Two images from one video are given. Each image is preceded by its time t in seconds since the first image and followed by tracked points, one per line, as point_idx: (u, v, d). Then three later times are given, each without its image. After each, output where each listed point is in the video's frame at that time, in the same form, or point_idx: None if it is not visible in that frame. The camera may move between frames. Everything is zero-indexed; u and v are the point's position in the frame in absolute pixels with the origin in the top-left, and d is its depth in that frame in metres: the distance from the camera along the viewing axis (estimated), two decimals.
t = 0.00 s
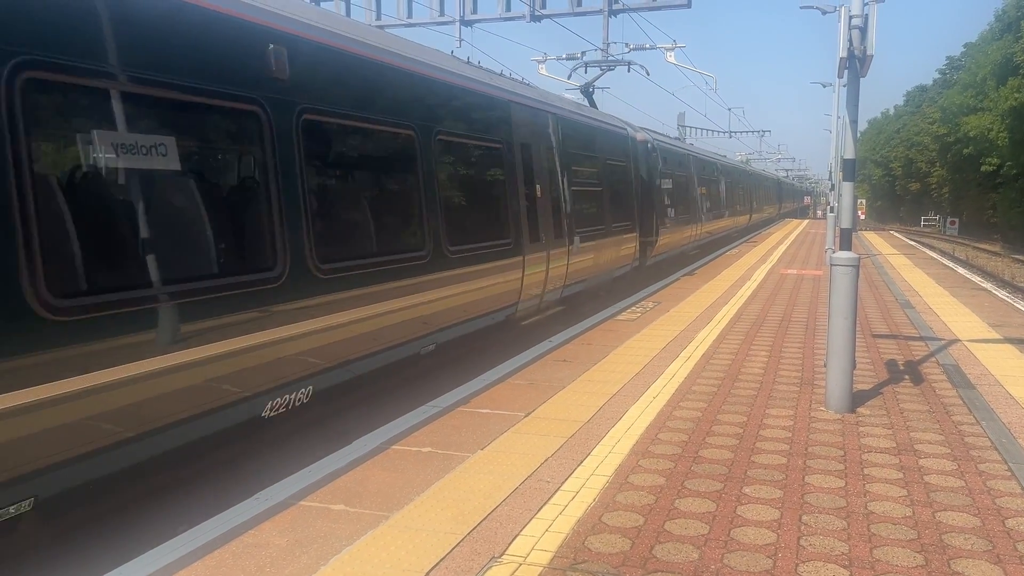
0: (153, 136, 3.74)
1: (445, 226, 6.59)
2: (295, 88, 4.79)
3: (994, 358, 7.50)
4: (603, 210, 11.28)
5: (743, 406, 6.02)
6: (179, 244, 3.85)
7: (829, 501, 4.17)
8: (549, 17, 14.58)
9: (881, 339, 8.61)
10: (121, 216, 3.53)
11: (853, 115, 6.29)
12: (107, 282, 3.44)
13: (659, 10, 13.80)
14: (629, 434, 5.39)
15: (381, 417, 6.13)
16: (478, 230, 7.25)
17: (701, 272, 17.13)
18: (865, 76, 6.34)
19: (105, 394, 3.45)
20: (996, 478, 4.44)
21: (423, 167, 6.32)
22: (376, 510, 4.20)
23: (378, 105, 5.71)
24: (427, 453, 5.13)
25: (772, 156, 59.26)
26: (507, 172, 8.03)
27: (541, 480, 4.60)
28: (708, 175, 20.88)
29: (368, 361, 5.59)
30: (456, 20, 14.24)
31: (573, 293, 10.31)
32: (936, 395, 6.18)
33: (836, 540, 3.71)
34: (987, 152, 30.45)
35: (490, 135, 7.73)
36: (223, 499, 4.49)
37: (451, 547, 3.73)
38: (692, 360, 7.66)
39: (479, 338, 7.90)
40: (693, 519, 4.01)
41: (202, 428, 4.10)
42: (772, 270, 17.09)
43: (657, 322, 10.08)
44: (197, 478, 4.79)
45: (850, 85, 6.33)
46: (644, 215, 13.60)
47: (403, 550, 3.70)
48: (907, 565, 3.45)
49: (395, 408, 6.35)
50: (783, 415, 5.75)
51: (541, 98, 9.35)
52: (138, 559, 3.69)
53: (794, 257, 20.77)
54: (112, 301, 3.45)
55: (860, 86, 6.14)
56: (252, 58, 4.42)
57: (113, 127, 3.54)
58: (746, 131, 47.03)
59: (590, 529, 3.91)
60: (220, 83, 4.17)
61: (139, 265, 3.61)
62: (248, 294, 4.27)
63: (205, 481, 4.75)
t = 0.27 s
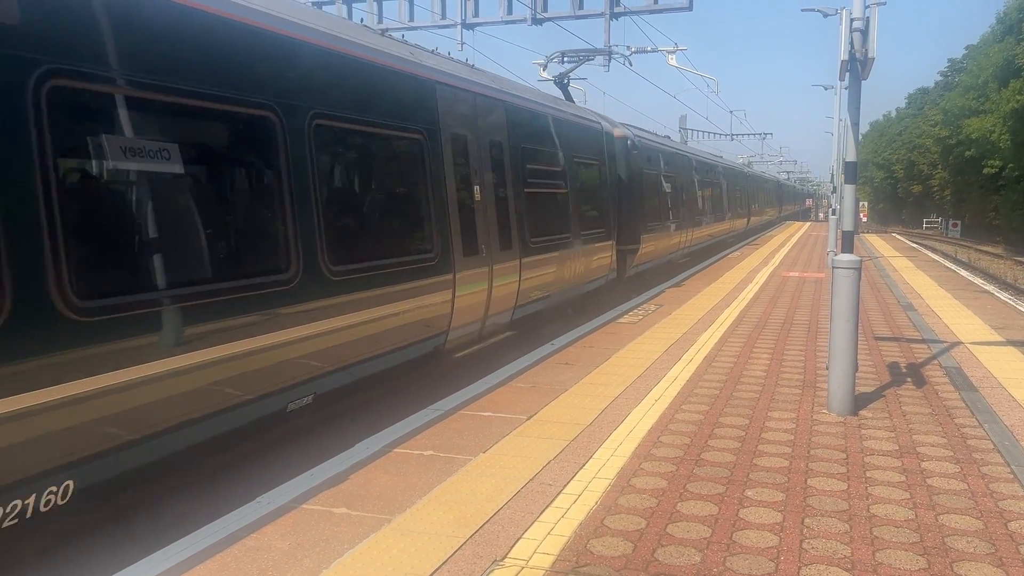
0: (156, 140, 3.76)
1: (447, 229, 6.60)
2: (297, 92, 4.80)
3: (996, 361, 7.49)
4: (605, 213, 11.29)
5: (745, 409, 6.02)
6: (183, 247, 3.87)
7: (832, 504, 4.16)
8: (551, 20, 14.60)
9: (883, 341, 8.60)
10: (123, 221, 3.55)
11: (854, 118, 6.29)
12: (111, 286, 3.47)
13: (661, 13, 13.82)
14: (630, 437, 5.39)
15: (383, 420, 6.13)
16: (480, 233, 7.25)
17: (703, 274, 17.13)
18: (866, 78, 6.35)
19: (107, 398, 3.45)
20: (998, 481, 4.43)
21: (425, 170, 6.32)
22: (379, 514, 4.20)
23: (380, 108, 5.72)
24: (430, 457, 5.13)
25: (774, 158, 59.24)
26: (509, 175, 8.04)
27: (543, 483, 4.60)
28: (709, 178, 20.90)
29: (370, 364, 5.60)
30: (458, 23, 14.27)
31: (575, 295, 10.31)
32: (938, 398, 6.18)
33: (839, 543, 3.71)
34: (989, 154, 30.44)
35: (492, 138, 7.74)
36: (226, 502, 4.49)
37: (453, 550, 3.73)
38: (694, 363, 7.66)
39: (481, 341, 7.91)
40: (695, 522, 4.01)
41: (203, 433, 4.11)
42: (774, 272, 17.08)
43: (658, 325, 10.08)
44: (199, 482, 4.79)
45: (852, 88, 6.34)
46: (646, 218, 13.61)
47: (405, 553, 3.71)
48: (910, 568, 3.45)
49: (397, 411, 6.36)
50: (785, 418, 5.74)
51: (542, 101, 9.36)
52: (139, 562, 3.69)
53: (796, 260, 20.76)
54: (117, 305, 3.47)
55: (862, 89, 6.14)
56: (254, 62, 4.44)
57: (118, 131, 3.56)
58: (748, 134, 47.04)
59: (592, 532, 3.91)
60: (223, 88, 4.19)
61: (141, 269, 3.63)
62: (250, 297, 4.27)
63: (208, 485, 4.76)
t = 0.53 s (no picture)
0: (156, 142, 3.76)
1: (448, 231, 6.60)
2: (298, 93, 4.80)
3: (998, 362, 7.48)
4: (606, 215, 11.29)
5: (747, 410, 6.01)
6: (181, 249, 3.88)
7: (833, 506, 4.16)
8: (552, 22, 14.60)
9: (885, 343, 8.59)
10: (122, 223, 3.56)
11: (855, 119, 6.29)
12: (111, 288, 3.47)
13: (662, 15, 13.83)
14: (632, 439, 5.39)
15: (385, 422, 6.13)
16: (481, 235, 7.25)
17: (704, 276, 17.13)
18: (867, 80, 6.35)
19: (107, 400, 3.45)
20: (1000, 482, 4.42)
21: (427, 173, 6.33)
22: (380, 515, 4.20)
23: (381, 110, 5.73)
24: (431, 458, 5.13)
25: (775, 160, 59.22)
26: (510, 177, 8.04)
27: (544, 485, 4.60)
28: (711, 179, 20.91)
29: (371, 366, 5.59)
30: (459, 25, 14.28)
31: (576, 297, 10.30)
32: (940, 399, 6.17)
33: (840, 545, 3.70)
34: (990, 155, 30.43)
35: (493, 140, 7.74)
36: (227, 504, 4.49)
37: (454, 552, 3.73)
38: (695, 365, 7.66)
39: (483, 343, 7.91)
40: (696, 524, 4.00)
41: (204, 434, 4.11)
42: (775, 274, 17.07)
43: (660, 327, 10.07)
44: (200, 484, 4.79)
45: (853, 89, 6.34)
46: (647, 219, 13.61)
47: (406, 555, 3.71)
48: (912, 570, 3.44)
49: (399, 413, 6.36)
50: (787, 419, 5.74)
51: (544, 103, 9.37)
52: (140, 564, 3.69)
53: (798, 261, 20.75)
54: (117, 308, 3.47)
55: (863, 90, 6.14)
56: (255, 63, 4.44)
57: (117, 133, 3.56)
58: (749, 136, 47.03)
59: (593, 534, 3.91)
60: (224, 89, 4.20)
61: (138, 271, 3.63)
62: (251, 299, 4.27)
63: (209, 487, 4.75)
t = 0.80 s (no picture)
0: (160, 142, 3.74)
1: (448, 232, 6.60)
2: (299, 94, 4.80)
3: (999, 363, 7.47)
4: (607, 215, 11.30)
5: (747, 411, 6.01)
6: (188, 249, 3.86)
7: (833, 506, 4.15)
8: (553, 23, 14.61)
9: (886, 343, 8.58)
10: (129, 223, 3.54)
11: (856, 119, 6.29)
12: (117, 288, 3.44)
13: (663, 16, 13.83)
14: (632, 439, 5.39)
15: (385, 423, 6.13)
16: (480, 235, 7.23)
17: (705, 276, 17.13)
18: (868, 80, 6.34)
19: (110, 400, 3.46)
20: (1001, 483, 4.42)
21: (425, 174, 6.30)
22: (380, 516, 4.20)
23: (381, 109, 5.72)
24: (431, 459, 5.13)
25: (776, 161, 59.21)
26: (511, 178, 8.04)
27: (544, 485, 4.59)
28: (712, 180, 20.92)
29: (372, 367, 5.60)
30: (460, 26, 14.30)
31: (577, 298, 10.31)
32: (941, 400, 6.16)
33: (841, 545, 3.70)
34: (991, 156, 30.41)
35: (494, 140, 7.74)
36: (227, 505, 4.50)
37: (454, 553, 3.73)
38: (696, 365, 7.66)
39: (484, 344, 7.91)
40: (697, 524, 4.00)
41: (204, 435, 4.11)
42: (776, 275, 17.07)
43: (661, 327, 10.07)
44: (200, 484, 4.79)
45: (853, 90, 6.34)
46: (648, 220, 13.61)
47: (406, 555, 3.71)
48: (912, 570, 3.44)
49: (399, 414, 6.36)
50: (787, 420, 5.73)
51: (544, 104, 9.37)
52: (140, 565, 3.69)
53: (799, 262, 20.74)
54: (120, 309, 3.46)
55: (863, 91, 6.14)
56: (257, 62, 4.44)
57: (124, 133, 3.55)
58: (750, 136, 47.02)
59: (594, 534, 3.91)
60: (225, 89, 4.20)
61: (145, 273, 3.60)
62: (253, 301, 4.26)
63: (209, 488, 4.76)
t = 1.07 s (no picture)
0: (162, 144, 3.72)
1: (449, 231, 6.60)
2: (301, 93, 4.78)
3: (1001, 362, 7.46)
4: (608, 215, 11.29)
5: (748, 411, 6.01)
6: (188, 250, 3.84)
7: (835, 506, 4.15)
8: (553, 22, 14.60)
9: (887, 343, 8.57)
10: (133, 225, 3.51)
11: (856, 119, 6.28)
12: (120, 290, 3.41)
13: (663, 15, 13.82)
14: (633, 439, 5.38)
15: (386, 423, 6.13)
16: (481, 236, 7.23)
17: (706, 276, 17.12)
18: (868, 80, 6.33)
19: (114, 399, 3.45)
20: (1002, 482, 4.41)
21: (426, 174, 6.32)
22: (381, 515, 4.20)
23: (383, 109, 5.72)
24: (432, 458, 5.13)
25: (777, 160, 59.18)
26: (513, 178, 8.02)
27: (545, 485, 4.59)
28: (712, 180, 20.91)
29: (373, 367, 5.59)
30: (461, 26, 14.30)
31: (578, 298, 10.31)
32: (942, 399, 6.15)
33: (842, 545, 3.69)
34: (992, 155, 30.39)
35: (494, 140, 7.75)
36: (227, 505, 4.50)
37: (455, 552, 3.73)
38: (697, 365, 7.65)
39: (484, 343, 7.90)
40: (697, 524, 4.00)
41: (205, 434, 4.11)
42: (777, 274, 17.06)
43: (662, 327, 10.07)
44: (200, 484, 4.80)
45: (854, 89, 6.33)
46: (649, 220, 13.61)
47: (407, 555, 3.71)
48: (913, 570, 3.43)
49: (400, 413, 6.36)
50: (788, 419, 5.73)
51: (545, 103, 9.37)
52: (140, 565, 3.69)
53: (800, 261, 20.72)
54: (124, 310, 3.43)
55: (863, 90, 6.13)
56: (261, 62, 4.43)
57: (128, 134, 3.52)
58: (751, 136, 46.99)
59: (595, 534, 3.90)
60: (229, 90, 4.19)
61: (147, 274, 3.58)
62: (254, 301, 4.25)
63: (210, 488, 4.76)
